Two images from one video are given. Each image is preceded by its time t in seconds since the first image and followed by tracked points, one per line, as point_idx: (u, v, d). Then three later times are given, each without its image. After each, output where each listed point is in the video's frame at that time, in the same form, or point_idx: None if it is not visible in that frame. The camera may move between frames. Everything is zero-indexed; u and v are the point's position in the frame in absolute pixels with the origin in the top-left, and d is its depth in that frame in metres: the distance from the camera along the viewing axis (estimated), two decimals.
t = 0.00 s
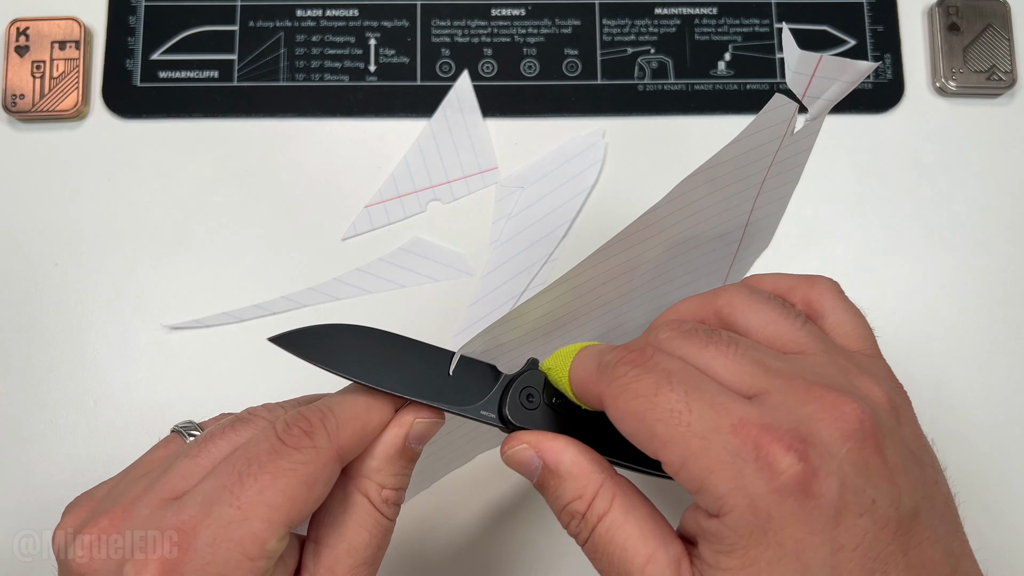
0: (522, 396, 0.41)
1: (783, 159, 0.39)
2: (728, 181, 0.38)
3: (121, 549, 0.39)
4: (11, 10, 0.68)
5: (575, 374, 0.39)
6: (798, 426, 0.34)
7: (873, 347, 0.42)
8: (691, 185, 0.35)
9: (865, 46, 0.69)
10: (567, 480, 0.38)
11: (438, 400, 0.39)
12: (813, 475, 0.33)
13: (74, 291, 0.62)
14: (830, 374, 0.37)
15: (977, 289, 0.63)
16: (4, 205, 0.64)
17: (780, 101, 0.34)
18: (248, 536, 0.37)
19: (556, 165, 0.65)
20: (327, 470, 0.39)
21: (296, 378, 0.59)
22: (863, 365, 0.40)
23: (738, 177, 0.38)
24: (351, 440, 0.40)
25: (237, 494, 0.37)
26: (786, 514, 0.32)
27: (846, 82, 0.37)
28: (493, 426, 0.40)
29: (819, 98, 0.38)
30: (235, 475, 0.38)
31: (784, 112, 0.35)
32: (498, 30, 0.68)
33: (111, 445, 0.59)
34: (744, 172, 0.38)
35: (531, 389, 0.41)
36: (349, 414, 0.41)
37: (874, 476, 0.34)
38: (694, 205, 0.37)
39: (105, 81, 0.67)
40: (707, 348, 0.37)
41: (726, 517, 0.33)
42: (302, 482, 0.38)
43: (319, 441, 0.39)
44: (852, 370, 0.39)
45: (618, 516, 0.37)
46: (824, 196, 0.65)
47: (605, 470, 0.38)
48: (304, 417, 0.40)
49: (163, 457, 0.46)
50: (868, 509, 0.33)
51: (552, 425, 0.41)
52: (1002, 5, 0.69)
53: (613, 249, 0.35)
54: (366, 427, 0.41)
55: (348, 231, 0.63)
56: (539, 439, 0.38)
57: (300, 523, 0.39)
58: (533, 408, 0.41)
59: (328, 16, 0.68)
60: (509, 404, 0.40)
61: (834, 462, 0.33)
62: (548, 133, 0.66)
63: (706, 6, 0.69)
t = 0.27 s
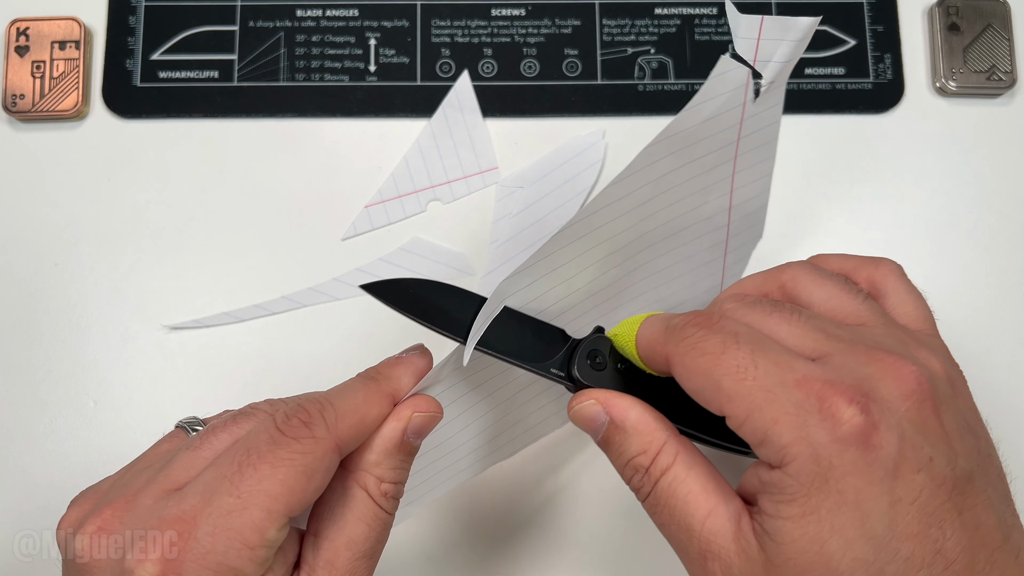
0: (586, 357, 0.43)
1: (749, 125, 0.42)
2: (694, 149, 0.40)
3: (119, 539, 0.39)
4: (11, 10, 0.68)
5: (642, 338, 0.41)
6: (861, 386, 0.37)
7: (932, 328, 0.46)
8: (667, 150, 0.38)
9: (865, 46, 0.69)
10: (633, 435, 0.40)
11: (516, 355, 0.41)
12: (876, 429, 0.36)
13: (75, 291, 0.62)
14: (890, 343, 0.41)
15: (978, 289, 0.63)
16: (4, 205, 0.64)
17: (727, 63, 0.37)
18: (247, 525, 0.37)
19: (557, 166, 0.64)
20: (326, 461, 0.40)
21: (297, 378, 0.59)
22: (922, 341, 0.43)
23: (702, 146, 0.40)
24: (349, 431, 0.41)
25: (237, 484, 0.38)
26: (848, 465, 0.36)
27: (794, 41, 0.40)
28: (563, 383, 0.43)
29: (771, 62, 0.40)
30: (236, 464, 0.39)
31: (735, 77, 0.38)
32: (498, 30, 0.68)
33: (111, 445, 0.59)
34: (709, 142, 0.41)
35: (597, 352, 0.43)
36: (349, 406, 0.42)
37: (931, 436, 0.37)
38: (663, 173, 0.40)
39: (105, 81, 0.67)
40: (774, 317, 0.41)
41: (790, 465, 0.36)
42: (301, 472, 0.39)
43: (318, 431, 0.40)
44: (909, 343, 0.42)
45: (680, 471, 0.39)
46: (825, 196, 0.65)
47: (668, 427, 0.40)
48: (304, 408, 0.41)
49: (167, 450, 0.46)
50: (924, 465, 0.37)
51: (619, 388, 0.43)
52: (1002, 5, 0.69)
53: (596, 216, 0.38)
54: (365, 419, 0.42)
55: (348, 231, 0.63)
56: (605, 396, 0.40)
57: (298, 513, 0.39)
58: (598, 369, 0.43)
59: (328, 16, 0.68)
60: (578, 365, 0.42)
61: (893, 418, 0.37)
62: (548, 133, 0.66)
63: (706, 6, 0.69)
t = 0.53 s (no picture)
0: (647, 306, 0.47)
1: (683, 119, 0.46)
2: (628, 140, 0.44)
3: (106, 541, 0.40)
4: (11, 10, 0.68)
5: (703, 284, 0.46)
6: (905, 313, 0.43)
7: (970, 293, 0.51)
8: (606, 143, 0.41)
9: (865, 47, 0.69)
10: (689, 368, 0.43)
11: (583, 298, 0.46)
12: (920, 346, 0.41)
13: (75, 291, 0.62)
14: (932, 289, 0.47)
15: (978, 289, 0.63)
16: (4, 205, 0.64)
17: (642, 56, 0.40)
18: (229, 535, 0.39)
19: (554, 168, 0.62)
20: (306, 472, 0.41)
21: (297, 377, 0.60)
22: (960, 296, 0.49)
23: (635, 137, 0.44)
24: (332, 442, 0.42)
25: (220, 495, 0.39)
26: (896, 375, 0.40)
27: (707, 26, 0.46)
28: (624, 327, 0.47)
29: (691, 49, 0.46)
30: (218, 474, 0.40)
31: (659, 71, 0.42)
32: (498, 30, 0.68)
33: (111, 445, 0.59)
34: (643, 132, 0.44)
35: (656, 302, 0.47)
36: (330, 417, 0.43)
37: (971, 363, 0.42)
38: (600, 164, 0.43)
39: (105, 81, 0.67)
40: (823, 267, 0.47)
41: (841, 378, 0.40)
42: (283, 483, 0.40)
43: (300, 442, 0.41)
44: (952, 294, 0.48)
45: (732, 402, 0.43)
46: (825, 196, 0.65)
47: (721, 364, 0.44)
48: (287, 419, 0.42)
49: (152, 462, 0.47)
50: (966, 385, 0.41)
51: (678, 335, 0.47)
52: (1002, 5, 0.69)
53: (544, 209, 0.40)
54: (348, 430, 0.43)
55: (348, 230, 0.63)
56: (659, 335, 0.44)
57: (280, 523, 0.40)
58: (657, 316, 0.47)
59: (329, 16, 0.68)
60: (639, 313, 0.46)
61: (935, 342, 0.42)
62: (548, 133, 0.66)
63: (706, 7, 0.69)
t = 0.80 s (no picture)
0: (716, 247, 0.52)
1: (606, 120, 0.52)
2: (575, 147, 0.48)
3: (92, 550, 0.43)
4: (11, 10, 0.68)
5: (771, 227, 0.51)
6: (957, 253, 0.47)
7: None
8: (558, 150, 0.45)
9: (864, 47, 0.69)
10: (746, 298, 0.49)
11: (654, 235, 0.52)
12: (965, 281, 0.45)
13: (75, 291, 0.62)
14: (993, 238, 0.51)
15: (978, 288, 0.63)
16: (4, 205, 0.64)
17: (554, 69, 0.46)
18: (207, 543, 0.40)
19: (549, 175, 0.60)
20: (283, 482, 0.43)
21: (298, 377, 0.60)
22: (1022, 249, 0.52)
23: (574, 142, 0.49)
24: (309, 452, 0.44)
25: (199, 504, 0.41)
26: (938, 307, 0.44)
27: (582, 35, 0.50)
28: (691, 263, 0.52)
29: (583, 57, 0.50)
30: (197, 484, 0.42)
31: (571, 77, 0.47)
32: (498, 31, 0.69)
33: (112, 444, 0.59)
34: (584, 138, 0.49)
35: (726, 244, 0.52)
36: (308, 429, 0.45)
37: (1017, 304, 0.46)
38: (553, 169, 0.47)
39: (105, 81, 0.67)
40: (890, 212, 0.52)
41: (887, 308, 0.45)
42: (260, 491, 0.42)
43: (277, 453, 0.43)
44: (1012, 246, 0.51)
45: (781, 330, 0.48)
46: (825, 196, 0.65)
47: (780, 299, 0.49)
48: (264, 431, 0.44)
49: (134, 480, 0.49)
50: (1010, 322, 0.45)
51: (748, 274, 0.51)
52: (1001, 5, 0.69)
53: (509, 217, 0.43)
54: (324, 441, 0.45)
55: (348, 231, 0.63)
56: (722, 268, 0.50)
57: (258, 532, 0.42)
58: (727, 255, 0.52)
59: (329, 17, 0.69)
60: (707, 252, 0.51)
61: (982, 280, 0.46)
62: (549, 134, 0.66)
63: (706, 7, 0.70)
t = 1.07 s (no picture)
0: (802, 200, 0.56)
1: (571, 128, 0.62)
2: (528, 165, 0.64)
3: (42, 553, 0.46)
4: (11, 10, 0.68)
5: (862, 187, 0.54)
6: None
7: None
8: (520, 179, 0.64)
9: (864, 47, 0.69)
10: (820, 254, 0.52)
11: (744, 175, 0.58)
12: None
13: (75, 292, 0.63)
14: None
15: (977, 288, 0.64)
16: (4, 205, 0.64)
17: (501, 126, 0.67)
18: (149, 544, 0.44)
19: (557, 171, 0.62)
20: (223, 485, 0.46)
21: (298, 376, 0.60)
22: None
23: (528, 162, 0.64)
24: (247, 458, 0.47)
25: (141, 509, 0.45)
26: (1009, 290, 0.47)
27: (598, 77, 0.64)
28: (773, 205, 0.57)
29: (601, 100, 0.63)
30: (140, 492, 0.46)
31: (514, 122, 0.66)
32: (498, 31, 0.69)
33: (112, 444, 0.59)
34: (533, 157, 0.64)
35: (813, 197, 0.56)
36: (249, 438, 0.48)
37: None
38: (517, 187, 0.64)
39: (105, 81, 0.67)
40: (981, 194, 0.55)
41: (956, 283, 0.48)
42: (200, 494, 0.46)
43: (217, 458, 0.47)
44: None
45: (849, 290, 0.51)
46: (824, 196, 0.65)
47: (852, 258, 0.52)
48: (207, 440, 0.48)
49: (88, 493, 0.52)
50: None
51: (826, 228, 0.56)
52: (1001, 5, 0.69)
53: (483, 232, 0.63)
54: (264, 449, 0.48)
55: (347, 226, 0.63)
56: (801, 221, 0.54)
57: (200, 534, 0.46)
58: (812, 208, 0.56)
59: (329, 17, 0.69)
60: (792, 204, 0.56)
61: None
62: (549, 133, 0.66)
63: (706, 7, 0.70)
